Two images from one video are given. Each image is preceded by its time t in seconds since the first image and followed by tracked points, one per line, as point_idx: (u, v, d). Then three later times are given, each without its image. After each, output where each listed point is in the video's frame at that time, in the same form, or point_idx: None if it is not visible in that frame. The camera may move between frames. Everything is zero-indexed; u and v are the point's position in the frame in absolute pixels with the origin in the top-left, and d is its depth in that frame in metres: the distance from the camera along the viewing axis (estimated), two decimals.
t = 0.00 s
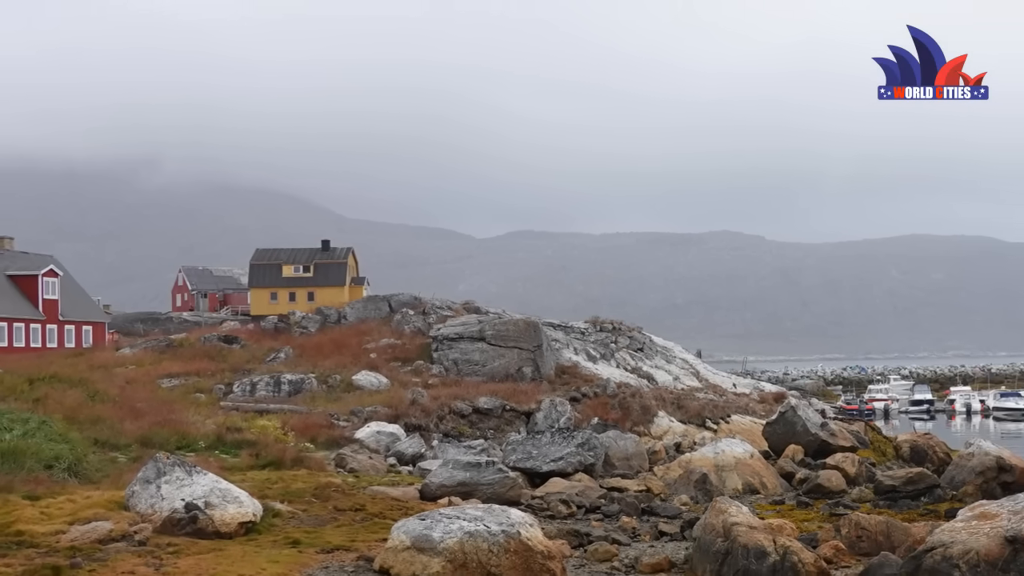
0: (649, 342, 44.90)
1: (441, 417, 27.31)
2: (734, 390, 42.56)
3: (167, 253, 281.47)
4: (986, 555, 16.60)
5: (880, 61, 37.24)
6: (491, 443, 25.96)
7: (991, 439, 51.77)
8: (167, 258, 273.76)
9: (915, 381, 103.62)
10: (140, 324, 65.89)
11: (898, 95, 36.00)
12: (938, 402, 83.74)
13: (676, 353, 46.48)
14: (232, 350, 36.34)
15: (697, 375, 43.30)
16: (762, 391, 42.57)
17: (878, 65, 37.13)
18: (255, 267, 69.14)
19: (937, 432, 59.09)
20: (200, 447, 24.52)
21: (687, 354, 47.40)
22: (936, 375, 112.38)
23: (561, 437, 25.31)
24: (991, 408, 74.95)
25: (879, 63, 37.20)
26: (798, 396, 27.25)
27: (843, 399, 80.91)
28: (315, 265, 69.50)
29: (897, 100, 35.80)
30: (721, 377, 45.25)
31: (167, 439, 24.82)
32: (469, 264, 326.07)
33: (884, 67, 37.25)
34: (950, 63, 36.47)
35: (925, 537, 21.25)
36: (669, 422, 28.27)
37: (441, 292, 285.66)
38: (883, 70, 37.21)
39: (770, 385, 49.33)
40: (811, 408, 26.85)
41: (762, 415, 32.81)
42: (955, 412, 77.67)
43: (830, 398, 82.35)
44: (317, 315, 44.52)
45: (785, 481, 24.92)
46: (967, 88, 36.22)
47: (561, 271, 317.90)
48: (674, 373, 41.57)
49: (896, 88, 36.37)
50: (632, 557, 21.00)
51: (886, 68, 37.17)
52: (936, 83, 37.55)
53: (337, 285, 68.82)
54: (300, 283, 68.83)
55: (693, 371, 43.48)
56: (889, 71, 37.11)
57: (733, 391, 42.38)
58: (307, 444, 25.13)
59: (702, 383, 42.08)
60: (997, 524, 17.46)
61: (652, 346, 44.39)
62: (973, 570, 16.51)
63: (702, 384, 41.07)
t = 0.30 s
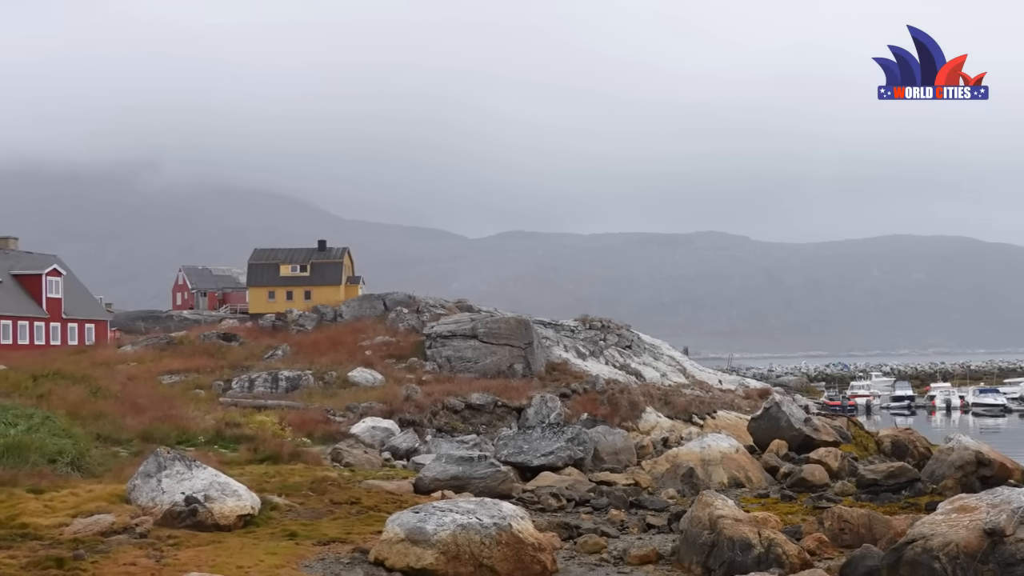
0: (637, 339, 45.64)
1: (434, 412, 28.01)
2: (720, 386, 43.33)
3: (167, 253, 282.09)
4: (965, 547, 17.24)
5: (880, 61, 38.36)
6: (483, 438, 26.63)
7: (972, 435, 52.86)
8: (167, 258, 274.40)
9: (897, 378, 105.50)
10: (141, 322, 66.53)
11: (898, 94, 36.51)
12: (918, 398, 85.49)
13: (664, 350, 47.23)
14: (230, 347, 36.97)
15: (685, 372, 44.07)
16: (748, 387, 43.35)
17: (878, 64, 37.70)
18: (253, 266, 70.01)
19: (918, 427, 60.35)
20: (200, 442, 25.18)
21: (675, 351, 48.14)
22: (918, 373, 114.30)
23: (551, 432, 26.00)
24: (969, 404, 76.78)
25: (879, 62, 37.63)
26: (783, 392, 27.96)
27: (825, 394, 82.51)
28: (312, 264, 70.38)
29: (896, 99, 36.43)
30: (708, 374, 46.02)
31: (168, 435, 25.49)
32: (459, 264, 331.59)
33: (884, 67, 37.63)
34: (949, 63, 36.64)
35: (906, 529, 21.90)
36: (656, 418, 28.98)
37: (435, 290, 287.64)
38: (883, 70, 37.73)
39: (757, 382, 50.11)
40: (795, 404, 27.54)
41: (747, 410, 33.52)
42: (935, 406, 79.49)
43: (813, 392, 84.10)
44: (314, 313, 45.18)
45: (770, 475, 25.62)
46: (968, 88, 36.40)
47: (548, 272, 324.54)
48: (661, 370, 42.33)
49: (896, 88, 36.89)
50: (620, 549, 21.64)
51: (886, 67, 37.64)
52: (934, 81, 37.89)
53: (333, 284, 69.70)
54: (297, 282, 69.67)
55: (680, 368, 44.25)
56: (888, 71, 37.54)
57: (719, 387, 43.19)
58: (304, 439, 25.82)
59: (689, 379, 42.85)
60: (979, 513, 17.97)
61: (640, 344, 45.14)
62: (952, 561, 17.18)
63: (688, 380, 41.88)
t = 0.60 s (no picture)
0: (626, 337, 46.41)
1: (428, 408, 28.70)
2: (706, 383, 44.17)
3: (167, 253, 282.75)
4: (945, 540, 17.00)
5: (880, 61, 38.87)
6: (475, 433, 27.29)
7: (952, 431, 54.05)
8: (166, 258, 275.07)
9: (880, 376, 107.47)
10: (141, 321, 67.19)
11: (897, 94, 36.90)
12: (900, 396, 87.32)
13: (652, 348, 48.00)
14: (229, 345, 37.64)
15: (672, 369, 44.89)
16: (734, 383, 44.17)
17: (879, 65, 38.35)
18: (251, 266, 70.81)
19: (901, 423, 61.71)
20: (200, 437, 25.85)
21: (663, 349, 48.91)
22: (900, 372, 116.54)
23: (542, 428, 26.67)
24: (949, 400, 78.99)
25: (879, 63, 38.34)
26: (768, 388, 28.70)
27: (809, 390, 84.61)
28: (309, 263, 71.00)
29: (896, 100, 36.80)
30: (694, 370, 46.80)
31: (168, 430, 26.17)
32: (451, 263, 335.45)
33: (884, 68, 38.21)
34: (949, 63, 37.12)
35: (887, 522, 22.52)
36: (645, 414, 29.69)
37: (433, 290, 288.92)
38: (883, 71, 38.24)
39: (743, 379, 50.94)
40: (780, 400, 28.27)
41: (733, 406, 34.25)
42: (917, 405, 81.92)
43: (797, 388, 85.95)
44: (311, 312, 45.89)
45: (755, 469, 26.35)
46: (967, 89, 36.96)
47: (537, 271, 329.42)
48: (649, 367, 43.09)
49: (896, 88, 37.31)
50: (609, 541, 22.28)
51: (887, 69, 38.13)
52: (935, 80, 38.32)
53: (329, 283, 70.54)
54: (294, 282, 70.35)
55: (667, 365, 45.05)
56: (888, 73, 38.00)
57: (705, 384, 43.99)
58: (301, 434, 26.49)
59: (676, 375, 43.67)
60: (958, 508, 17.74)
61: (628, 341, 45.89)
62: (934, 554, 16.90)
63: (675, 377, 42.70)
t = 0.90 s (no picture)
0: (616, 334, 47.16)
1: (422, 404, 29.42)
2: (694, 380, 45.01)
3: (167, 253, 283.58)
4: (927, 532, 17.39)
5: (880, 61, 39.43)
6: (469, 429, 27.99)
7: (935, 427, 55.19)
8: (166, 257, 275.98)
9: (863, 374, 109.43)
10: (141, 319, 67.89)
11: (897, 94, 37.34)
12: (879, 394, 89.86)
13: (640, 345, 48.75)
14: (228, 343, 38.31)
15: (660, 367, 45.70)
16: (721, 380, 45.01)
17: (878, 65, 39.37)
18: (249, 265, 71.59)
19: (883, 420, 63.10)
20: (200, 432, 26.53)
21: (651, 346, 49.67)
22: (883, 371, 118.64)
23: (533, 423, 27.38)
24: (932, 397, 82.80)
25: (879, 62, 39.41)
26: (754, 385, 29.45)
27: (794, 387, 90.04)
28: (306, 262, 71.77)
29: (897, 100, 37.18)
30: (682, 367, 47.62)
31: (168, 425, 26.84)
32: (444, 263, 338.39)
33: (884, 67, 39.46)
34: (950, 63, 38.49)
35: (868, 516, 23.19)
36: (634, 410, 30.43)
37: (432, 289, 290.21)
38: (883, 70, 39.41)
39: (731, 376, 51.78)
40: (766, 396, 29.00)
41: (720, 402, 35.03)
42: (900, 400, 85.61)
43: (784, 387, 91.46)
44: (307, 310, 46.55)
45: (742, 464, 27.07)
46: (967, 88, 38.27)
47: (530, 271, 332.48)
48: (638, 364, 43.85)
49: (896, 88, 38.49)
50: (599, 534, 22.89)
51: (886, 68, 39.37)
52: (936, 81, 40.06)
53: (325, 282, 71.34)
54: (291, 281, 71.10)
55: (656, 362, 45.85)
56: (888, 71, 39.32)
57: (693, 381, 44.84)
58: (298, 429, 27.19)
59: (664, 372, 44.46)
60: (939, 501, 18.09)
61: (618, 339, 46.65)
62: (915, 546, 17.39)
63: (663, 374, 43.49)
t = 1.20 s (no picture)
0: (605, 332, 47.92)
1: (416, 401, 30.12)
2: (681, 377, 45.83)
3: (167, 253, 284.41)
4: (908, 526, 17.20)
5: (880, 61, 38.87)
6: (461, 425, 28.67)
7: (916, 422, 56.19)
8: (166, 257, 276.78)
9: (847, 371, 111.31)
10: (142, 317, 68.58)
11: (897, 94, 37.48)
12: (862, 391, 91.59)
13: (630, 343, 49.51)
14: (226, 340, 38.96)
15: (649, 364, 46.49)
16: (708, 377, 45.82)
17: (878, 64, 38.71)
18: (247, 265, 72.32)
19: (866, 416, 64.14)
20: (199, 428, 27.19)
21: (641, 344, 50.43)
22: (866, 368, 120.43)
23: (525, 419, 28.07)
24: (914, 392, 84.92)
25: (879, 62, 38.86)
26: (741, 382, 30.24)
27: (779, 382, 92.85)
28: (304, 262, 72.45)
29: (898, 100, 37.34)
30: (670, 365, 48.42)
31: (168, 421, 27.51)
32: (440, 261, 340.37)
33: (884, 67, 38.88)
34: (949, 63, 37.69)
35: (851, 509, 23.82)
36: (623, 406, 31.17)
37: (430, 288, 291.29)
38: (882, 70, 38.82)
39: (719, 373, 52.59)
40: (751, 392, 29.77)
41: (708, 398, 35.81)
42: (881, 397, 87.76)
43: (768, 382, 94.04)
44: (305, 309, 47.22)
45: (728, 459, 27.80)
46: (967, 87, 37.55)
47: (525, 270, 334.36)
48: (627, 361, 44.60)
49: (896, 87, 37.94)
50: (589, 527, 23.46)
51: (886, 68, 38.76)
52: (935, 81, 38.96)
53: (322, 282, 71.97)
54: (289, 280, 71.77)
55: (645, 360, 46.63)
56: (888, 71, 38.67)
57: (681, 378, 45.61)
58: (295, 425, 27.85)
59: (653, 369, 45.23)
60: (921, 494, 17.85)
61: (607, 337, 47.38)
62: (898, 539, 17.14)
63: (652, 371, 44.29)
